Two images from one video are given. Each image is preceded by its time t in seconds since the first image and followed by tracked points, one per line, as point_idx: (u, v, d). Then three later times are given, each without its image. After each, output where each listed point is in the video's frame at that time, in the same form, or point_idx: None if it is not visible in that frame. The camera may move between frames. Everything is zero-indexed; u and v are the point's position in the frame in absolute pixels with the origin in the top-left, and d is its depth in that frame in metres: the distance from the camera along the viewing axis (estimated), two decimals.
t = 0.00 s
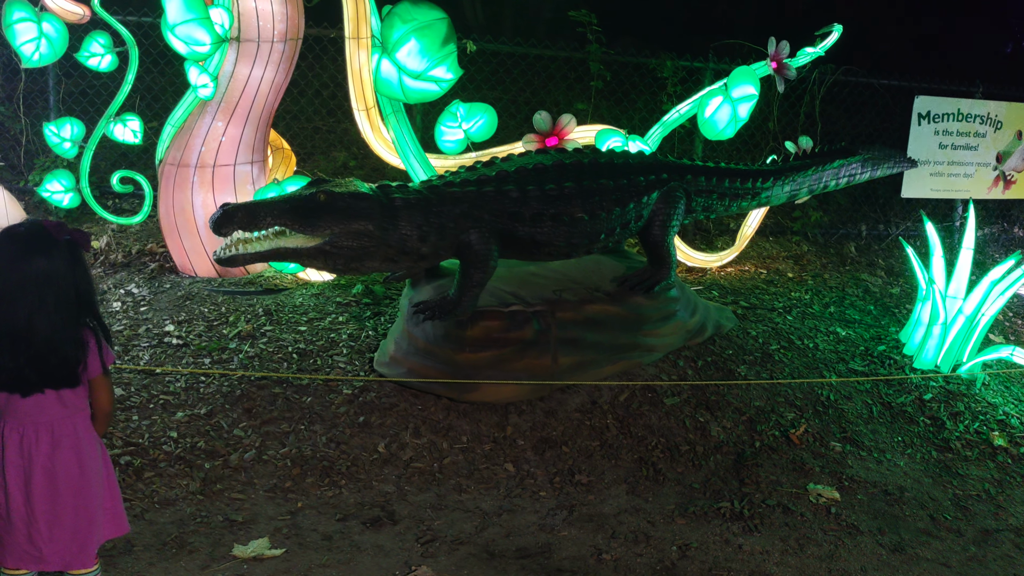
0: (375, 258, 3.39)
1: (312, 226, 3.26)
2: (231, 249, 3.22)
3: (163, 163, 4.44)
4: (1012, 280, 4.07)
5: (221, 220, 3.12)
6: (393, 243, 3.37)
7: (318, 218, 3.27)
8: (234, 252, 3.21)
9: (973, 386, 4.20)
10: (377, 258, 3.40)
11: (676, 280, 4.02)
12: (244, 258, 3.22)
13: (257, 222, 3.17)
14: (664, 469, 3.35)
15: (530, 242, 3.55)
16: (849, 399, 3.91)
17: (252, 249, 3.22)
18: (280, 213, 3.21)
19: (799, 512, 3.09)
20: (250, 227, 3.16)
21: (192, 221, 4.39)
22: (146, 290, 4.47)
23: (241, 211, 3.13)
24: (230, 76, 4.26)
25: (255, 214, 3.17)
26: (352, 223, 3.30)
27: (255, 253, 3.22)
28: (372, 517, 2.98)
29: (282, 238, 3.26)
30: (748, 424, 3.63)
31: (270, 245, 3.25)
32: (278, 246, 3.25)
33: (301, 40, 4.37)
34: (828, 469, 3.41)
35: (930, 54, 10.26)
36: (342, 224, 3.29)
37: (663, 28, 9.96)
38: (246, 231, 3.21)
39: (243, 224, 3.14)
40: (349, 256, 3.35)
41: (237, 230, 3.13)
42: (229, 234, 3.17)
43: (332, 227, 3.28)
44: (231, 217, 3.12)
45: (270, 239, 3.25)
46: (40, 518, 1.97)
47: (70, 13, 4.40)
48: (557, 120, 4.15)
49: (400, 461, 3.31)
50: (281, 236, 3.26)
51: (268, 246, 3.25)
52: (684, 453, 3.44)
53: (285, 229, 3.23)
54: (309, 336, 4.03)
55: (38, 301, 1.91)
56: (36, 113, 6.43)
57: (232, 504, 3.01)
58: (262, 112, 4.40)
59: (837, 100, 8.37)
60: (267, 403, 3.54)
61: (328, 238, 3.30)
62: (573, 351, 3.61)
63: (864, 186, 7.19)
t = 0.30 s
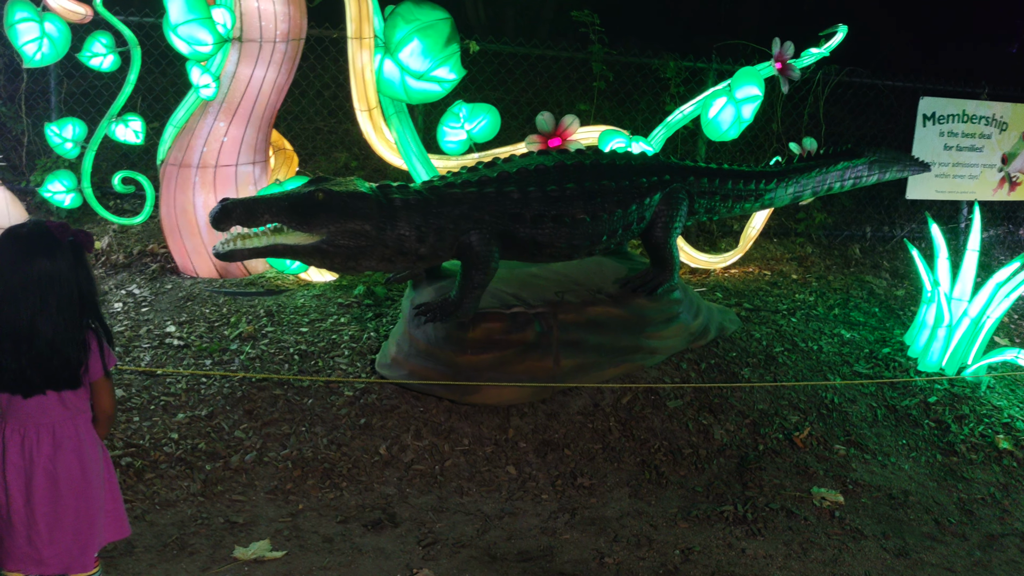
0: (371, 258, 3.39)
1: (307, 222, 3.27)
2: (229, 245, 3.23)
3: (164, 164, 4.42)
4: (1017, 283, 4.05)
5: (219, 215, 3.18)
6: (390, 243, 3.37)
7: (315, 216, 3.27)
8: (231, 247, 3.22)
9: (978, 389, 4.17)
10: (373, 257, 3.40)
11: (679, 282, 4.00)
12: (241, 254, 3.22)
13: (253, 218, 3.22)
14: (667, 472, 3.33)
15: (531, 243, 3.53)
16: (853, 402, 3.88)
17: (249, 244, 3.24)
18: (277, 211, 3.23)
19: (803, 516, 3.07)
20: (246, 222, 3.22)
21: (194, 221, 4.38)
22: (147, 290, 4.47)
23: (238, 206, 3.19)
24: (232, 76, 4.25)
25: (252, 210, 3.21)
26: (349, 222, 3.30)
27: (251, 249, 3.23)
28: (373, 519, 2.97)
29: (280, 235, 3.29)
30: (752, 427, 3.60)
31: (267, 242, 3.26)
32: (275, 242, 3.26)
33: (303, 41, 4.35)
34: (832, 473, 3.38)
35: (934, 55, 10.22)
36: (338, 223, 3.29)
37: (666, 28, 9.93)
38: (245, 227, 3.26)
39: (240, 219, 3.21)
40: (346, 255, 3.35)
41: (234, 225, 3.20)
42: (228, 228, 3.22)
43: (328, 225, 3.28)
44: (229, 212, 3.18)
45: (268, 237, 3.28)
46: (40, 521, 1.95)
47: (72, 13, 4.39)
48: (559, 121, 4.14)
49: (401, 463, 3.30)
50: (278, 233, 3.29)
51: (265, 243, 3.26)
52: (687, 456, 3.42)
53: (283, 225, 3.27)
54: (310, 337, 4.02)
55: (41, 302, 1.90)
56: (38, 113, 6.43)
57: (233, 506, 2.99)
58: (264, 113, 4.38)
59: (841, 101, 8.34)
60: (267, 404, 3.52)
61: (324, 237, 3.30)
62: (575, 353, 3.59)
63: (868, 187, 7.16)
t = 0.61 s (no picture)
0: (367, 257, 3.39)
1: (304, 221, 3.26)
2: (226, 241, 3.25)
3: (164, 164, 4.42)
4: (1018, 284, 4.04)
5: (217, 212, 3.19)
6: (386, 242, 3.36)
7: (311, 214, 3.26)
8: (228, 243, 3.24)
9: (979, 390, 4.16)
10: (369, 256, 3.40)
11: (679, 282, 3.99)
12: (238, 250, 3.23)
13: (251, 216, 3.21)
14: (667, 473, 3.32)
15: (529, 244, 3.52)
16: (854, 403, 3.87)
17: (246, 241, 3.26)
18: (274, 208, 3.22)
19: (803, 517, 3.06)
20: (243, 220, 3.21)
21: (194, 222, 4.38)
22: (147, 291, 4.46)
23: (235, 203, 3.18)
24: (232, 76, 4.24)
25: (249, 208, 3.20)
26: (345, 221, 3.30)
27: (248, 245, 3.25)
28: (372, 520, 2.96)
29: (276, 233, 3.32)
30: (752, 428, 3.59)
31: (264, 239, 3.29)
32: (272, 239, 3.28)
33: (303, 41, 4.34)
34: (832, 474, 3.37)
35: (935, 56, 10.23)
36: (335, 221, 3.29)
37: (667, 29, 9.93)
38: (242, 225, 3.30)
39: (237, 216, 3.19)
40: (343, 254, 3.35)
41: (231, 222, 3.19)
42: (225, 225, 3.24)
43: (324, 224, 3.28)
44: (226, 209, 3.18)
45: (265, 234, 3.31)
46: (36, 523, 1.93)
47: (72, 13, 4.38)
48: (560, 122, 4.13)
49: (401, 464, 3.29)
50: (274, 231, 3.32)
51: (261, 240, 3.28)
52: (687, 457, 3.41)
53: (280, 223, 3.30)
54: (310, 338, 4.01)
55: (39, 302, 1.89)
56: (38, 114, 6.43)
57: (231, 507, 2.99)
58: (264, 113, 4.37)
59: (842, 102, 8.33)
60: (267, 405, 3.52)
61: (321, 236, 3.30)
62: (575, 354, 3.58)
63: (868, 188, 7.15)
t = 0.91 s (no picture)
0: (364, 257, 3.40)
1: (302, 222, 3.27)
2: (224, 241, 3.26)
3: (164, 165, 4.41)
4: (1018, 285, 4.04)
5: (215, 211, 3.18)
6: (384, 243, 3.37)
7: (309, 214, 3.27)
8: (225, 243, 3.24)
9: (979, 392, 4.16)
10: (367, 257, 3.40)
11: (680, 284, 3.99)
12: (234, 250, 3.24)
13: (248, 215, 3.21)
14: (667, 474, 3.33)
15: (529, 245, 3.52)
16: (854, 404, 3.88)
17: (243, 241, 3.26)
18: (272, 208, 3.22)
19: (804, 518, 3.06)
20: (241, 219, 3.21)
21: (193, 223, 4.38)
22: (147, 292, 4.45)
23: (233, 203, 3.18)
24: (232, 77, 4.23)
25: (246, 207, 3.20)
26: (341, 222, 3.31)
27: (245, 245, 3.25)
28: (373, 522, 2.96)
29: (273, 233, 3.31)
30: (753, 430, 3.60)
31: (261, 239, 3.29)
32: (269, 240, 3.28)
33: (303, 42, 4.34)
34: (833, 475, 3.37)
35: (934, 57, 10.25)
36: (332, 222, 3.30)
37: (667, 30, 9.94)
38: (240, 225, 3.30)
39: (235, 216, 3.19)
40: (340, 254, 3.36)
41: (229, 221, 3.19)
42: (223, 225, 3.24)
43: (321, 224, 3.29)
44: (223, 209, 3.17)
45: (262, 234, 3.31)
46: (36, 527, 1.93)
47: (72, 14, 4.37)
48: (560, 123, 4.13)
49: (402, 465, 3.29)
50: (272, 231, 3.31)
51: (259, 240, 3.29)
52: (688, 458, 3.41)
53: (278, 223, 3.30)
54: (310, 339, 4.00)
55: (37, 305, 1.88)
56: (37, 114, 6.42)
57: (232, 509, 2.99)
58: (264, 114, 4.37)
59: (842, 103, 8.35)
60: (267, 407, 3.52)
61: (318, 236, 3.31)
62: (576, 355, 3.58)
63: (868, 189, 7.17)
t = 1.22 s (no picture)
0: (365, 259, 3.41)
1: (303, 224, 3.26)
2: (225, 246, 3.24)
3: (167, 167, 4.42)
4: (1018, 286, 4.05)
5: (216, 216, 3.20)
6: (385, 244, 3.38)
7: (310, 216, 3.26)
8: (227, 248, 3.24)
9: (980, 392, 4.16)
10: (369, 258, 3.41)
11: (681, 284, 4.00)
12: (237, 255, 3.24)
13: (250, 218, 3.22)
14: (668, 475, 3.34)
15: (529, 246, 3.53)
16: (855, 405, 3.89)
17: (246, 246, 3.26)
18: (274, 211, 3.23)
19: (804, 519, 3.07)
20: (243, 222, 3.23)
21: (196, 224, 4.39)
22: (150, 293, 4.47)
23: (234, 207, 3.20)
24: (235, 79, 4.25)
25: (248, 210, 3.22)
26: (344, 223, 3.31)
27: (248, 250, 3.25)
28: (375, 522, 2.97)
29: (276, 237, 3.30)
30: (753, 430, 3.60)
31: (264, 243, 3.28)
32: (271, 244, 3.28)
33: (306, 44, 4.36)
34: (833, 476, 3.38)
35: (936, 59, 10.26)
36: (333, 224, 3.30)
37: (668, 31, 9.97)
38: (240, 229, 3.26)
39: (236, 219, 3.21)
40: (342, 257, 3.37)
41: (230, 225, 3.20)
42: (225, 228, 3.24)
43: (323, 226, 3.29)
44: (225, 213, 3.19)
45: (265, 238, 3.29)
46: (38, 527, 1.95)
47: (75, 16, 4.39)
48: (562, 124, 4.14)
49: (404, 465, 3.30)
50: (274, 235, 3.30)
51: (262, 244, 3.28)
52: (689, 459, 3.42)
53: (280, 227, 3.28)
54: (313, 340, 4.02)
55: (39, 307, 1.89)
56: (41, 116, 6.45)
57: (235, 508, 3.00)
58: (267, 116, 4.38)
59: (843, 104, 8.36)
60: (270, 407, 3.53)
61: (320, 239, 3.31)
62: (577, 356, 3.60)
63: (870, 191, 7.17)
